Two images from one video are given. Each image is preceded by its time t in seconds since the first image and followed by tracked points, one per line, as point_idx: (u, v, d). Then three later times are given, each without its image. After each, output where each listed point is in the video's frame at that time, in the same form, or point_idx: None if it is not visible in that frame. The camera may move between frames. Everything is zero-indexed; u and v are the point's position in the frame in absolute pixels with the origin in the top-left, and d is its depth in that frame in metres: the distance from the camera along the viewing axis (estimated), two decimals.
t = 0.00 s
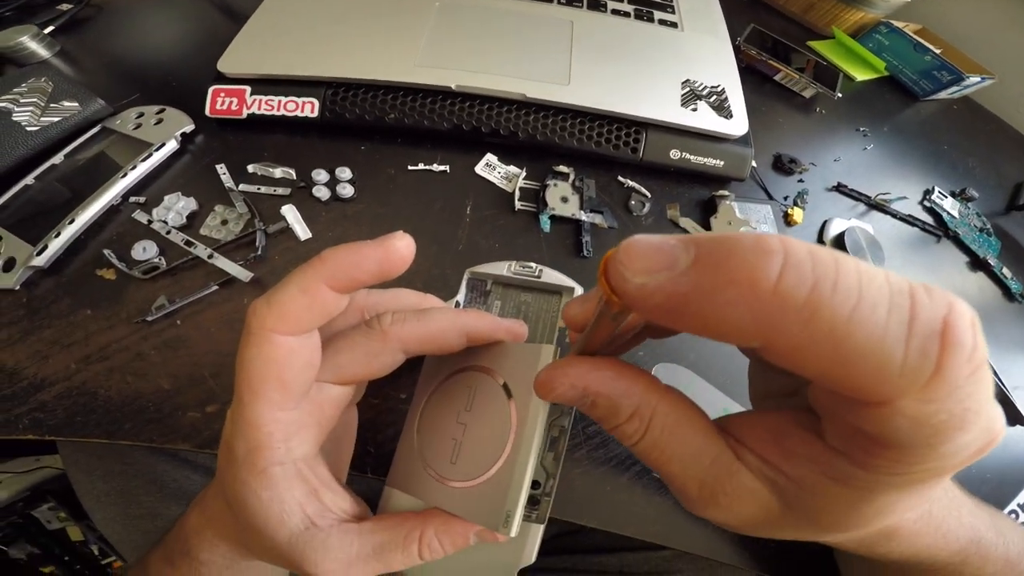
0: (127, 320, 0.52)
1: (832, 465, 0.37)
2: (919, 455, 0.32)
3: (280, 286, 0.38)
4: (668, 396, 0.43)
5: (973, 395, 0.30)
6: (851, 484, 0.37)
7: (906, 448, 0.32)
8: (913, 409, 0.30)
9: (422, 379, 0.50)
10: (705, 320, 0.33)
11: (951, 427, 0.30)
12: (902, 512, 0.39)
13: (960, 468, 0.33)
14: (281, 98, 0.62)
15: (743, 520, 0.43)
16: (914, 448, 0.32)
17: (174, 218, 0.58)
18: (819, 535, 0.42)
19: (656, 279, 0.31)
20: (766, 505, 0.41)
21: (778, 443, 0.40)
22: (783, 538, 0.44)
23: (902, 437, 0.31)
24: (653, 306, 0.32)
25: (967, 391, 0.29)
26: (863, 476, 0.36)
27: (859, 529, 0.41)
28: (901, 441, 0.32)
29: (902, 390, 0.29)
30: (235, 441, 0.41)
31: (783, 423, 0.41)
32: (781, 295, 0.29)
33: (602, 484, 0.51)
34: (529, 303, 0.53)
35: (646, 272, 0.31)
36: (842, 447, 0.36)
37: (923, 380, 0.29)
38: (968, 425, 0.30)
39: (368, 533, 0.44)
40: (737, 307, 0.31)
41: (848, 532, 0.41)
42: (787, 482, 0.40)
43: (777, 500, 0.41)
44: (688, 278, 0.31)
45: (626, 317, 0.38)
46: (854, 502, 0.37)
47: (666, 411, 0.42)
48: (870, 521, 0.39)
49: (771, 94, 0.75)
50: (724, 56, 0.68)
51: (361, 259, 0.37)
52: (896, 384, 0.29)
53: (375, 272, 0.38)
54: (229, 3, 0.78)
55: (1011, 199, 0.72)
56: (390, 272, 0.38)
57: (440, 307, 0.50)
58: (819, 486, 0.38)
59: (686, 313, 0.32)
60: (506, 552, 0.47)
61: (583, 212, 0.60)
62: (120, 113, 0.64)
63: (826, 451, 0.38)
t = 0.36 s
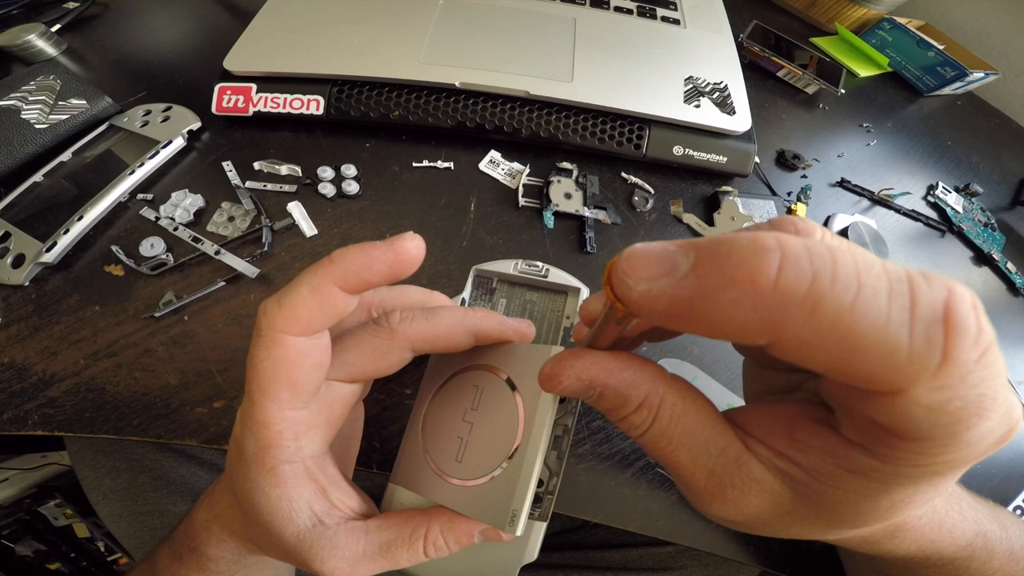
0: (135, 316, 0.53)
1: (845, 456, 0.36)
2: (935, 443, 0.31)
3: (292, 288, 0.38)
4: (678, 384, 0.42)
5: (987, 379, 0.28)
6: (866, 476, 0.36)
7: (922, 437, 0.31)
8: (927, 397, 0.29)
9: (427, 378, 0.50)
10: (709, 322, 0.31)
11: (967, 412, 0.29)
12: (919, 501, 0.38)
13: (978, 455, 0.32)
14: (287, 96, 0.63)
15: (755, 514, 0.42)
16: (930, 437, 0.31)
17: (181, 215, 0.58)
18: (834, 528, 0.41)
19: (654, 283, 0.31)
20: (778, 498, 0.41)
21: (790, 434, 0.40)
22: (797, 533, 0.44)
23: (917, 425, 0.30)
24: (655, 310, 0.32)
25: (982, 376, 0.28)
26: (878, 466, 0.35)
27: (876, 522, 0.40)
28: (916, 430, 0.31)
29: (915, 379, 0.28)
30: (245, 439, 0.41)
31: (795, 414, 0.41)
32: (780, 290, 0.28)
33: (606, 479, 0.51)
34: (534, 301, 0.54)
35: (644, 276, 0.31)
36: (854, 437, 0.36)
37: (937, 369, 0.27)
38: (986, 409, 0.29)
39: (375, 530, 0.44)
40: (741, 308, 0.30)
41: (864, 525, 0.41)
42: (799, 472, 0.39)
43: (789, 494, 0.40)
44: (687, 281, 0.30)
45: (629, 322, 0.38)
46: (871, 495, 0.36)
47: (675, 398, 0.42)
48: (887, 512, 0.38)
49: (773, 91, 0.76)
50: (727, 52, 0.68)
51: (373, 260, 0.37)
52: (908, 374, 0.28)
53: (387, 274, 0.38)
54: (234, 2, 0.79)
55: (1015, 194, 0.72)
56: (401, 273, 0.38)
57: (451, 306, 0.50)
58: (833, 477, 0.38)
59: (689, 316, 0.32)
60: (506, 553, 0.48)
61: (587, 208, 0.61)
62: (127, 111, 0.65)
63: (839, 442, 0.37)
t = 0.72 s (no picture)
0: (138, 315, 0.53)
1: (855, 470, 0.37)
2: (948, 461, 0.31)
3: (293, 289, 0.38)
4: (687, 395, 0.42)
5: (1005, 401, 0.28)
6: (877, 491, 0.36)
7: (935, 455, 0.31)
8: (941, 418, 0.29)
9: (427, 379, 0.50)
10: (719, 347, 0.31)
11: (982, 431, 0.29)
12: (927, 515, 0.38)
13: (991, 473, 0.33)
14: (290, 95, 0.63)
15: (762, 526, 0.42)
16: (944, 455, 0.31)
17: (185, 214, 0.58)
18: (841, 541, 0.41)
19: (664, 308, 0.31)
20: (786, 510, 0.41)
21: (797, 446, 0.40)
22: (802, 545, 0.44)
23: (930, 443, 0.30)
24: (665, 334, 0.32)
25: (998, 397, 0.28)
26: (889, 483, 0.35)
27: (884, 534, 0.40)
28: (929, 448, 0.31)
29: (931, 401, 0.28)
30: (247, 440, 0.41)
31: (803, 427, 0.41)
32: (793, 314, 0.28)
33: (609, 479, 0.51)
34: (536, 300, 0.54)
35: (653, 301, 0.31)
36: (864, 452, 0.36)
37: (952, 390, 0.28)
38: (999, 429, 0.30)
39: (378, 531, 0.44)
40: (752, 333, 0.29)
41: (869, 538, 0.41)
42: (809, 484, 0.40)
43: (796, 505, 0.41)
44: (696, 305, 0.30)
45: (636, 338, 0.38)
46: (881, 510, 0.37)
47: (682, 407, 0.42)
48: (895, 526, 0.39)
49: (777, 90, 0.75)
50: (731, 51, 0.68)
51: (374, 261, 0.37)
52: (924, 396, 0.28)
53: (388, 275, 0.37)
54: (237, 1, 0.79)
55: (1020, 194, 0.72)
56: (402, 274, 0.38)
57: (452, 306, 0.50)
58: (843, 489, 0.38)
59: (700, 341, 0.31)
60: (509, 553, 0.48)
61: (590, 207, 0.61)
62: (131, 110, 0.65)
63: (848, 456, 0.37)
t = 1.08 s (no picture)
0: (144, 317, 0.54)
1: (869, 454, 0.37)
2: (956, 440, 0.32)
3: (291, 297, 0.38)
4: (698, 389, 0.42)
5: (999, 373, 0.30)
6: (895, 475, 0.36)
7: (940, 434, 0.32)
8: (937, 392, 0.30)
9: (428, 382, 0.50)
10: (722, 329, 0.33)
11: (983, 405, 0.30)
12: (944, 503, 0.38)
13: (1004, 453, 0.33)
14: (293, 98, 0.64)
15: (780, 521, 0.42)
16: (949, 433, 0.32)
17: (190, 217, 0.59)
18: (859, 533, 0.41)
19: (667, 294, 0.33)
20: (804, 503, 0.40)
21: (812, 436, 0.40)
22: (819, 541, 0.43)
23: (937, 421, 0.31)
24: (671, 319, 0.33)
25: (992, 369, 0.29)
26: (905, 465, 0.35)
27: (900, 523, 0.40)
28: (936, 427, 0.32)
29: (926, 375, 0.29)
30: (250, 444, 0.41)
31: (817, 419, 0.41)
32: (790, 297, 0.30)
33: (611, 479, 0.51)
34: (537, 303, 0.54)
35: (655, 288, 0.32)
36: (878, 437, 0.36)
37: (946, 365, 0.29)
38: (1001, 404, 0.31)
39: (380, 532, 0.44)
40: (753, 314, 0.31)
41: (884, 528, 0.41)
42: (825, 473, 0.40)
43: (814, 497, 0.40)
44: (699, 291, 0.32)
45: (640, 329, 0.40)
46: (900, 494, 0.37)
47: (694, 399, 0.42)
48: (913, 514, 0.39)
49: (777, 91, 0.76)
50: (730, 52, 0.69)
51: (373, 267, 0.37)
52: (919, 371, 0.29)
53: (387, 280, 0.38)
54: (240, 4, 0.79)
55: (1020, 194, 0.72)
56: (401, 280, 0.38)
57: (453, 309, 0.51)
58: (862, 474, 0.38)
59: (704, 324, 0.33)
60: (507, 554, 0.48)
61: (591, 209, 0.61)
62: (135, 113, 0.66)
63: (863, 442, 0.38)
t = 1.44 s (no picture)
0: (149, 319, 0.54)
1: (877, 463, 0.38)
2: (974, 435, 0.33)
3: (295, 299, 0.39)
4: (710, 399, 0.43)
5: (1009, 348, 0.31)
6: (903, 483, 0.37)
7: (959, 417, 0.33)
8: (957, 366, 0.31)
9: (432, 384, 0.51)
10: (743, 319, 0.32)
11: (1004, 384, 0.31)
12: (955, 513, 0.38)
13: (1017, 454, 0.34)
14: (298, 101, 0.64)
15: (791, 537, 0.41)
16: (975, 418, 0.32)
17: (195, 219, 0.59)
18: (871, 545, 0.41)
19: (686, 283, 0.33)
20: (814, 520, 0.40)
21: (816, 451, 0.41)
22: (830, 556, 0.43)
23: (964, 403, 0.32)
24: (689, 307, 0.32)
25: (1006, 344, 0.31)
26: (920, 468, 0.36)
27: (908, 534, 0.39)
28: (961, 411, 0.32)
29: (951, 349, 0.31)
30: (253, 444, 0.42)
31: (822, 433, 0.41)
32: (810, 275, 0.30)
33: (614, 481, 0.51)
34: (542, 306, 0.54)
35: (673, 276, 0.32)
36: (886, 443, 0.37)
37: (966, 338, 0.30)
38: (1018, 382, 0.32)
39: (381, 533, 0.45)
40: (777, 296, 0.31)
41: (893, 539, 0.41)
42: (834, 488, 0.40)
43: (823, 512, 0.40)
44: (716, 278, 0.32)
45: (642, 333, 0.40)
46: (909, 502, 0.37)
47: (707, 409, 0.43)
48: (924, 524, 0.38)
49: (780, 94, 0.76)
50: (734, 56, 0.69)
51: (376, 269, 0.38)
52: (943, 345, 0.30)
53: (390, 282, 0.38)
54: (246, 7, 0.80)
55: None
56: (404, 281, 0.39)
57: (456, 312, 0.51)
58: (868, 486, 0.38)
59: (724, 313, 0.32)
60: (507, 555, 0.49)
61: (594, 212, 0.61)
62: (141, 115, 0.66)
63: (869, 452, 0.38)
